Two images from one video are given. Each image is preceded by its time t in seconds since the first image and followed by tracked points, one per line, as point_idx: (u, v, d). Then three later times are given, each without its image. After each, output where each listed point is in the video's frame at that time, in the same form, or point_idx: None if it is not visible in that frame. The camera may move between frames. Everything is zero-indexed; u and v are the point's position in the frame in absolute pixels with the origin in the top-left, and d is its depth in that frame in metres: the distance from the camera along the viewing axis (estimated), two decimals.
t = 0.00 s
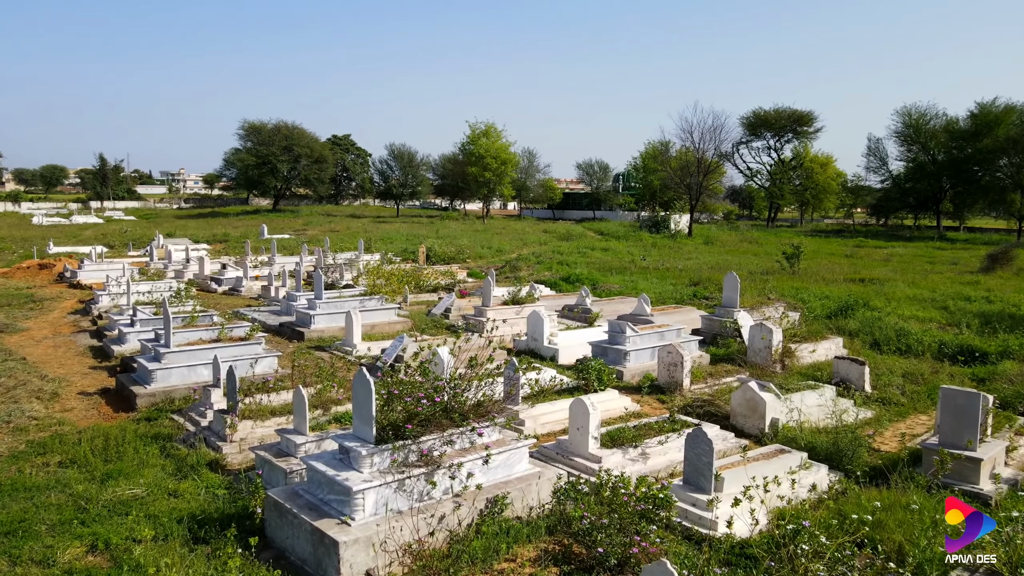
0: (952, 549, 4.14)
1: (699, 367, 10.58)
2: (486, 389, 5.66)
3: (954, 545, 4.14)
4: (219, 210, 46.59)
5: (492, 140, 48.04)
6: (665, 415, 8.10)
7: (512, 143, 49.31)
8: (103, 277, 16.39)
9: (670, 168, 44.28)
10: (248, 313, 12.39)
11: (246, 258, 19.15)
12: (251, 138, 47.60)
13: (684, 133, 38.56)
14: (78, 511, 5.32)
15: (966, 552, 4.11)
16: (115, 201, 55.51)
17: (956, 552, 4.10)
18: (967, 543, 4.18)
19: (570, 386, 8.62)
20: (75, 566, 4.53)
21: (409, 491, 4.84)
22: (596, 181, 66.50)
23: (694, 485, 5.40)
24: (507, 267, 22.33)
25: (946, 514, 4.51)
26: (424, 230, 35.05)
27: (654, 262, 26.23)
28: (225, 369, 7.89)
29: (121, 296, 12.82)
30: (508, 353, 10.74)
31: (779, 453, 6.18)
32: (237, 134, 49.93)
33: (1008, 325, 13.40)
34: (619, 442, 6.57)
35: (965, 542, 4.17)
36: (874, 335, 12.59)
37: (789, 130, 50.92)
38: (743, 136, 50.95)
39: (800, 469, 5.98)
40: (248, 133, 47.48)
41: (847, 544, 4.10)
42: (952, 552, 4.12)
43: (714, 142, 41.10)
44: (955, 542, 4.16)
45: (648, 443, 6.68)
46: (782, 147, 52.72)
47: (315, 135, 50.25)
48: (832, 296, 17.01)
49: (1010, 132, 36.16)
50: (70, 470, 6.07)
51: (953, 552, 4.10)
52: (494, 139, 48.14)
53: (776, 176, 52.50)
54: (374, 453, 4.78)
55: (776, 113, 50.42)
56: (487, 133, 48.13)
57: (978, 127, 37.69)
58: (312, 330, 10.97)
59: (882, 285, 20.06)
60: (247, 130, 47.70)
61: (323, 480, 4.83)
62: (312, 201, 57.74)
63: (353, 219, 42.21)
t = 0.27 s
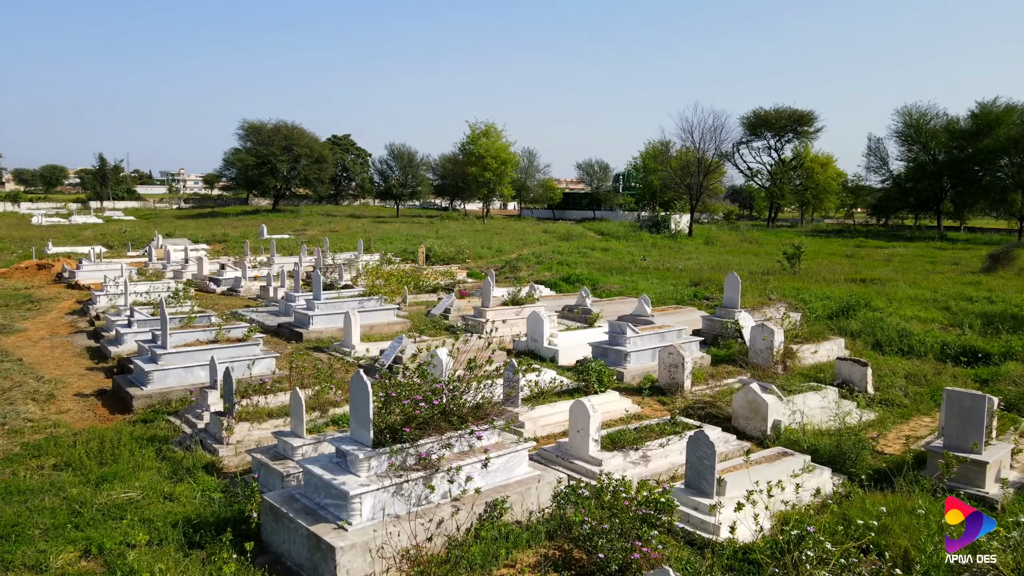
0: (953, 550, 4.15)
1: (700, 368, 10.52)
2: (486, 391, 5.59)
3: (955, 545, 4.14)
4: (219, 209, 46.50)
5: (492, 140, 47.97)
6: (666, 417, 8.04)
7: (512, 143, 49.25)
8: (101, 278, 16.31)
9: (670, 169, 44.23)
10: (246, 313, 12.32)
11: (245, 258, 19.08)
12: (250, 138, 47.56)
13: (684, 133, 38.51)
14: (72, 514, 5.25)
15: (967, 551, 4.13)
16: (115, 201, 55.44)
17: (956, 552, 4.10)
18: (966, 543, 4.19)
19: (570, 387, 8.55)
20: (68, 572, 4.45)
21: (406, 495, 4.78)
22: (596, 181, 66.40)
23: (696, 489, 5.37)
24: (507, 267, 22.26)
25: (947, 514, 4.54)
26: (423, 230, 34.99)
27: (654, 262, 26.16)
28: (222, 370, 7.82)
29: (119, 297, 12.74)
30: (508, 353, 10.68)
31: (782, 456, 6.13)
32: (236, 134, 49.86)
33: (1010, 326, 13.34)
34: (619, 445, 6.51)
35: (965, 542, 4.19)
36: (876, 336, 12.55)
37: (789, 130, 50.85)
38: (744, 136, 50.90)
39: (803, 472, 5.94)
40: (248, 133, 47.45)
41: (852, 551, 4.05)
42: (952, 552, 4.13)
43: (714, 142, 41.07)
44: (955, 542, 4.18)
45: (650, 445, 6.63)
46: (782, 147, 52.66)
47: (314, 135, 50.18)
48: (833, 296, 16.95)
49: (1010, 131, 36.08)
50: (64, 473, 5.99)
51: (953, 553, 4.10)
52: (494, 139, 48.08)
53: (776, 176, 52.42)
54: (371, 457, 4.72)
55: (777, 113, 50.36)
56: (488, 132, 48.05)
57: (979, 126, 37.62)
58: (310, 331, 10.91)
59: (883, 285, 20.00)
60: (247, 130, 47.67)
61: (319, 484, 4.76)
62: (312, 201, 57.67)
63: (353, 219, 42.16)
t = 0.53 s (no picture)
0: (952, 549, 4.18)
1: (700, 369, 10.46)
2: (485, 393, 5.54)
3: (955, 545, 4.18)
4: (219, 210, 46.44)
5: (492, 140, 47.90)
6: (666, 419, 7.99)
7: (512, 143, 49.19)
8: (100, 278, 16.25)
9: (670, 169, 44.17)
10: (244, 314, 12.26)
11: (244, 259, 19.02)
12: (250, 138, 47.54)
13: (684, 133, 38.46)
14: (66, 517, 5.18)
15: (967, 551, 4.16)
16: (114, 201, 55.40)
17: (956, 552, 4.13)
18: (966, 543, 4.23)
19: (570, 388, 8.48)
20: None
21: (404, 499, 4.72)
22: (596, 181, 66.35)
23: (697, 492, 5.34)
24: (507, 267, 22.20)
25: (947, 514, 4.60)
26: (423, 230, 34.93)
27: (655, 262, 26.12)
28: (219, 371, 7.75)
29: (116, 297, 12.67)
30: (507, 354, 10.62)
31: (784, 459, 6.10)
32: (236, 134, 49.82)
33: (1013, 326, 13.28)
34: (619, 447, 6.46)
35: (964, 542, 4.22)
36: (878, 337, 12.49)
37: (789, 130, 50.79)
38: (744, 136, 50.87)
39: (803, 475, 5.93)
40: (247, 133, 47.44)
41: (856, 556, 4.01)
42: (952, 552, 4.15)
43: (715, 142, 41.04)
44: (955, 542, 4.21)
45: (650, 447, 6.58)
46: (782, 147, 52.60)
47: (314, 135, 50.12)
48: (834, 296, 16.89)
49: (1011, 131, 35.97)
50: (59, 475, 5.92)
51: (953, 553, 4.12)
52: (494, 139, 48.00)
53: (776, 176, 52.36)
54: (368, 459, 4.66)
55: (777, 112, 50.30)
56: (487, 132, 47.99)
57: (980, 126, 37.52)
58: (309, 332, 10.86)
59: (884, 285, 19.94)
60: (247, 130, 47.65)
61: (316, 487, 4.71)
62: (311, 201, 57.61)
63: (352, 219, 42.12)
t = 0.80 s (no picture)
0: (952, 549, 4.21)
1: (701, 369, 10.41)
2: (484, 395, 5.50)
3: (954, 545, 4.20)
4: (218, 210, 46.40)
5: (492, 140, 47.81)
6: (667, 420, 7.94)
7: (512, 143, 49.12)
8: (98, 278, 16.20)
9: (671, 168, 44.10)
10: (243, 314, 12.19)
11: (243, 259, 18.96)
12: (249, 138, 47.54)
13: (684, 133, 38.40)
14: (61, 521, 5.12)
15: (966, 551, 4.19)
16: (114, 201, 55.37)
17: (956, 551, 4.15)
18: (966, 543, 4.26)
19: (570, 390, 8.43)
20: None
21: (402, 502, 4.67)
22: (596, 181, 66.27)
23: (698, 495, 5.33)
24: (507, 267, 22.14)
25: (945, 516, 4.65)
26: (423, 231, 34.85)
27: (655, 262, 26.05)
28: (217, 372, 7.70)
29: (114, 297, 12.60)
30: (507, 355, 10.57)
31: (786, 461, 6.08)
32: (236, 134, 49.79)
33: (1015, 327, 13.21)
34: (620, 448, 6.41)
35: (964, 543, 4.25)
36: (879, 337, 12.45)
37: (789, 130, 50.70)
38: (744, 136, 50.82)
39: (806, 477, 5.91)
40: (247, 133, 47.46)
41: (858, 561, 3.99)
42: (951, 552, 4.17)
43: (715, 142, 40.99)
44: (954, 542, 4.23)
45: (651, 449, 6.53)
46: (783, 147, 52.52)
47: (314, 135, 50.08)
48: (835, 297, 16.82)
49: (1012, 131, 35.83)
50: (54, 478, 5.86)
51: (953, 553, 4.15)
52: (494, 138, 47.92)
53: (777, 176, 52.29)
54: (366, 462, 4.61)
55: (778, 112, 50.25)
56: (487, 132, 47.90)
57: (981, 126, 37.39)
58: (308, 333, 10.82)
59: (885, 285, 19.88)
60: (246, 130, 47.66)
61: (313, 490, 4.66)
62: (311, 201, 57.57)
63: (352, 219, 42.06)
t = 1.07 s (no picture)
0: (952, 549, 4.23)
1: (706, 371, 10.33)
2: (487, 396, 5.44)
3: (955, 545, 4.22)
4: (223, 209, 46.46)
5: (496, 139, 47.73)
6: (673, 422, 7.88)
7: (516, 143, 49.06)
8: (102, 278, 16.21)
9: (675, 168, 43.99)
10: (246, 315, 12.17)
11: (247, 259, 18.96)
12: (254, 138, 47.63)
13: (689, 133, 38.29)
14: (62, 523, 5.09)
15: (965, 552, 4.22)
16: (119, 201, 55.53)
17: (956, 552, 4.17)
18: (965, 544, 4.28)
19: (574, 391, 8.37)
20: None
21: (404, 506, 4.62)
22: (600, 181, 66.14)
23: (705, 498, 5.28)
24: (511, 267, 22.08)
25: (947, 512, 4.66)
26: (427, 231, 34.84)
27: (660, 262, 25.94)
28: (219, 373, 7.66)
29: (118, 297, 12.59)
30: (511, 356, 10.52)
31: (793, 464, 6.02)
32: (241, 134, 49.90)
33: None
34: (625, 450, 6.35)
35: (964, 543, 4.28)
36: (886, 338, 12.35)
37: (795, 129, 50.50)
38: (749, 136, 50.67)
39: (814, 480, 5.84)
40: (251, 133, 47.58)
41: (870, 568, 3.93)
42: (952, 552, 4.19)
43: (720, 142, 40.86)
44: (955, 542, 4.25)
45: (656, 452, 6.46)
46: (788, 146, 52.32)
47: (318, 135, 50.12)
48: (841, 297, 16.71)
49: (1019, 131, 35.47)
50: (56, 479, 5.83)
51: (953, 553, 4.17)
52: (498, 138, 47.83)
53: (782, 176, 52.10)
54: (368, 465, 4.56)
55: (783, 112, 50.05)
56: (492, 131, 47.82)
57: (988, 126, 37.07)
58: (311, 333, 10.79)
59: (892, 286, 19.74)
60: (251, 130, 47.75)
61: (315, 493, 4.61)
62: (316, 200, 57.62)
63: (356, 219, 42.10)
